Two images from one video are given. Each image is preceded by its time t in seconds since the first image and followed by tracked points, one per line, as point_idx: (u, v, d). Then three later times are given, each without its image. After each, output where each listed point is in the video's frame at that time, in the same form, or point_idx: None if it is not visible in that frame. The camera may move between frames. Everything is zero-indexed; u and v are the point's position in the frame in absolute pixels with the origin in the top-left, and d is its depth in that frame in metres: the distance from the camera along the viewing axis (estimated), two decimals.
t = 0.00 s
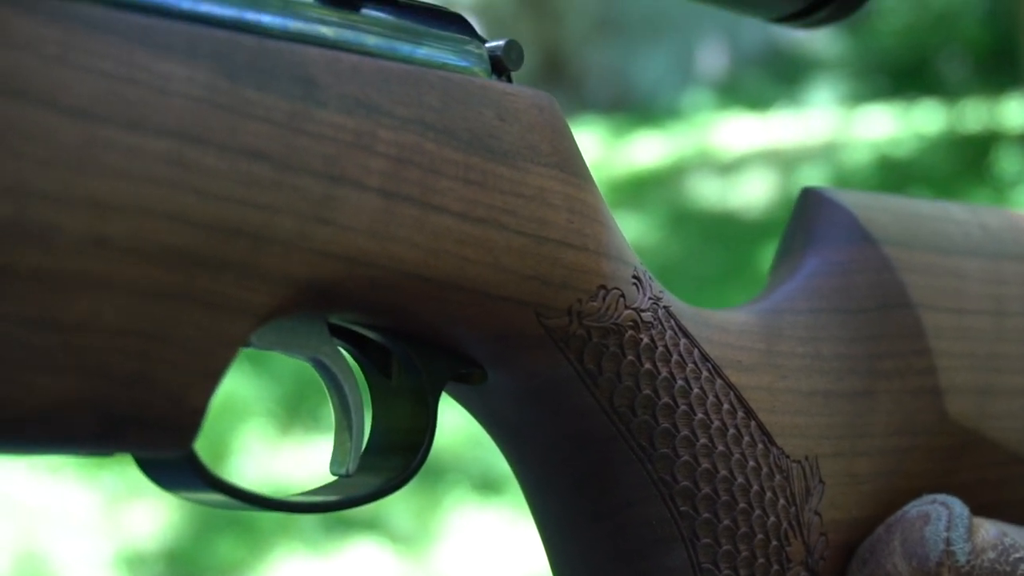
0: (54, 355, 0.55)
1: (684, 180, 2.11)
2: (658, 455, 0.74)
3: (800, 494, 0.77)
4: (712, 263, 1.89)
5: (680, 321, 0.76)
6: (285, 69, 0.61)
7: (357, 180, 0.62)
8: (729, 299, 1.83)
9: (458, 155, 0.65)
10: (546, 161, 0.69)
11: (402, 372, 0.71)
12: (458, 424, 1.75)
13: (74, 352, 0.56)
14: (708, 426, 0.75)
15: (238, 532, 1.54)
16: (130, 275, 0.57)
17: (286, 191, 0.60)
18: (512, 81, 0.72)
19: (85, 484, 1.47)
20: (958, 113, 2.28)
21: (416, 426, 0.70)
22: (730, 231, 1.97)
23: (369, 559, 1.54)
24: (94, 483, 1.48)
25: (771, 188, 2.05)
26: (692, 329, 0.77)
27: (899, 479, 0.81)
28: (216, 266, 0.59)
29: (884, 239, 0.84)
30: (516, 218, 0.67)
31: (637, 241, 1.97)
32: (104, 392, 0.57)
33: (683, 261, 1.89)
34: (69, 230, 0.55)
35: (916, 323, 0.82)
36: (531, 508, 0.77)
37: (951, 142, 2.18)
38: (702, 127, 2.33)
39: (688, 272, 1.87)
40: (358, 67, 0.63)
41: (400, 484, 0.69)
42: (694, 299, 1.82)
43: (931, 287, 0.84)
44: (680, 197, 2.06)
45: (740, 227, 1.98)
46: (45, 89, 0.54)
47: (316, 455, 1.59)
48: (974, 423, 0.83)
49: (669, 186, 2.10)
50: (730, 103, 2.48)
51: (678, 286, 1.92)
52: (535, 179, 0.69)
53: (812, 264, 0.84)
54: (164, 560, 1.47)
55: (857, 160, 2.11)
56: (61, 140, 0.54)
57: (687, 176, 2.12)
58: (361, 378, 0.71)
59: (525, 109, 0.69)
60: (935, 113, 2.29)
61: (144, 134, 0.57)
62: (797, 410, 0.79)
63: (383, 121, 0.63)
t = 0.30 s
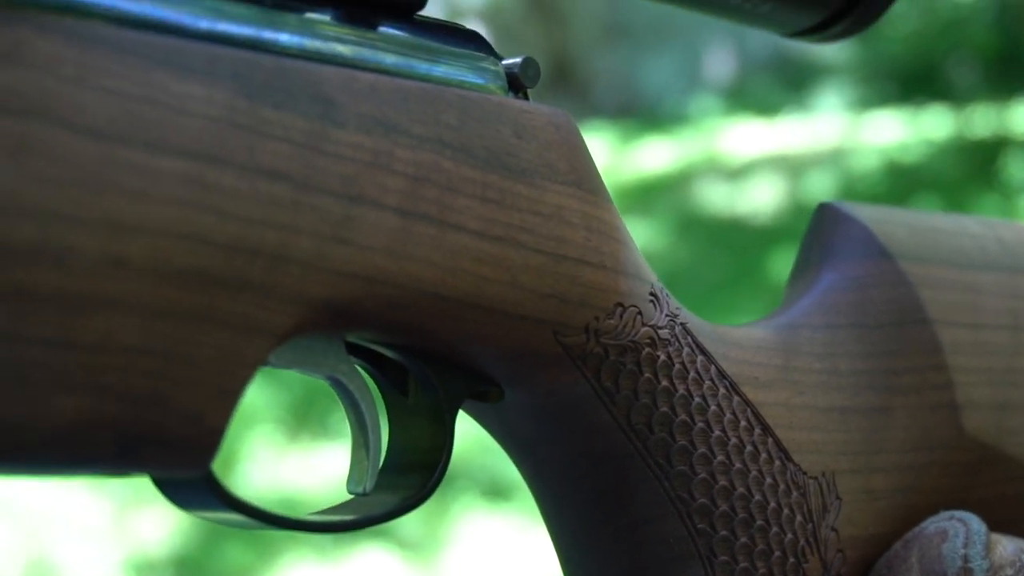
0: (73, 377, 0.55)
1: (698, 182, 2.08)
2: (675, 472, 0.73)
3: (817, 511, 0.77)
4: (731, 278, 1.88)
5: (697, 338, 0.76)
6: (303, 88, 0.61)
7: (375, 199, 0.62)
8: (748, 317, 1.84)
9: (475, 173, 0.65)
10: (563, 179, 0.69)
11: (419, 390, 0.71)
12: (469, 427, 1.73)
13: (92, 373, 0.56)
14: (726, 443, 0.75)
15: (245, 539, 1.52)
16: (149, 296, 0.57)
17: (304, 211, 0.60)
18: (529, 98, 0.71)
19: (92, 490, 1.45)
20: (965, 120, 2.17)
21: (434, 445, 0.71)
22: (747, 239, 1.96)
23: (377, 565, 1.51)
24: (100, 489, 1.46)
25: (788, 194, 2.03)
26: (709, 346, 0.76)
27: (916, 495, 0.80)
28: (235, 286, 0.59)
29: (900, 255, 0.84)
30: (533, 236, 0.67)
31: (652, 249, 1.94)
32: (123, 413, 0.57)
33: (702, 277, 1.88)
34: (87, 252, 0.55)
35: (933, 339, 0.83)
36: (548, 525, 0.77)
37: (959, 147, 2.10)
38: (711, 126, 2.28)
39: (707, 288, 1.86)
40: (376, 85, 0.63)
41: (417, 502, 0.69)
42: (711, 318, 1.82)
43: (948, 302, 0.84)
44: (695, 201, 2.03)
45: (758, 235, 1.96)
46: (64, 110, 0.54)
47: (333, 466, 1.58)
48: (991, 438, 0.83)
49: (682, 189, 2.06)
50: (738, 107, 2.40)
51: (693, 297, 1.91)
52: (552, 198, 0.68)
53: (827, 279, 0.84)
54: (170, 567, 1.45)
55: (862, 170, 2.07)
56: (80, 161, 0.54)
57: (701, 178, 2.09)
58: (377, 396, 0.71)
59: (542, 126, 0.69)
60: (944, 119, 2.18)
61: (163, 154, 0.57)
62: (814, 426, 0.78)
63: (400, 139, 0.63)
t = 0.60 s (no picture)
0: (90, 395, 0.55)
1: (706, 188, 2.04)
2: (691, 488, 0.73)
3: (832, 525, 0.77)
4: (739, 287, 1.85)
5: (712, 352, 0.76)
6: (320, 105, 0.61)
7: (391, 216, 0.62)
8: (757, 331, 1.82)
9: (491, 189, 0.65)
10: (579, 194, 0.69)
11: (434, 406, 0.71)
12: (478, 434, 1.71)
13: (109, 392, 0.56)
14: (741, 458, 0.75)
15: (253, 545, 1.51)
16: (167, 314, 0.57)
17: (321, 228, 0.60)
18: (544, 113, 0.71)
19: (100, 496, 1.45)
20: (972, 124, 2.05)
21: (449, 461, 0.71)
22: (757, 244, 1.92)
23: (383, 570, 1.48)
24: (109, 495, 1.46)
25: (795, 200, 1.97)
26: (725, 361, 0.76)
27: (931, 508, 0.80)
28: (252, 303, 0.59)
29: (914, 268, 0.84)
30: (549, 251, 0.67)
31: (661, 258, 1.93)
32: (139, 431, 0.57)
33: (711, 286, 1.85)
34: (104, 270, 0.55)
35: (949, 352, 0.82)
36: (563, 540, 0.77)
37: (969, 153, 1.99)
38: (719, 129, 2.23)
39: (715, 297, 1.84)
40: (392, 101, 0.63)
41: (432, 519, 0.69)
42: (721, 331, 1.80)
43: (963, 315, 0.84)
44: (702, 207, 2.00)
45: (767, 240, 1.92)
46: (81, 129, 0.54)
47: (341, 471, 1.57)
48: (1006, 452, 0.83)
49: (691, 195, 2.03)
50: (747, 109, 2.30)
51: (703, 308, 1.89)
52: (568, 213, 0.68)
53: (841, 292, 0.84)
54: (179, 573, 1.45)
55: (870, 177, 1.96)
56: (98, 179, 0.54)
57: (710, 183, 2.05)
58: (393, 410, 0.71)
59: (557, 141, 0.69)
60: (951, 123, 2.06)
61: (179, 172, 0.56)
62: (829, 439, 0.78)
63: (416, 155, 0.63)
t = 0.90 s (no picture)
0: (105, 408, 0.55)
1: (713, 193, 2.01)
2: (706, 499, 0.73)
3: (848, 536, 0.76)
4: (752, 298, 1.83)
5: (727, 363, 0.76)
6: (335, 117, 0.60)
7: (407, 228, 0.62)
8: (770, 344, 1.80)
9: (507, 202, 0.65)
10: (594, 206, 0.69)
11: (449, 417, 0.71)
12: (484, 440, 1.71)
13: (125, 406, 0.56)
14: (756, 470, 0.74)
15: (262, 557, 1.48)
16: (183, 327, 0.57)
17: (337, 241, 0.60)
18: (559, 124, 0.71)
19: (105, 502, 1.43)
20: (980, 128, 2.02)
21: (464, 473, 0.70)
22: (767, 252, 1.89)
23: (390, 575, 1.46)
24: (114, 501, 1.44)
25: (803, 205, 1.95)
26: (739, 372, 0.76)
27: (946, 519, 0.80)
28: (268, 316, 0.59)
29: (929, 278, 0.84)
30: (565, 263, 0.67)
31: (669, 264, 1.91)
32: (155, 445, 0.57)
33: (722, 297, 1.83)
34: (120, 283, 0.55)
35: (963, 362, 0.82)
36: (577, 551, 0.77)
37: (975, 158, 1.97)
38: (723, 133, 2.21)
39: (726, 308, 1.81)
40: (407, 113, 0.63)
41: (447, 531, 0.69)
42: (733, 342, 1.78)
43: (977, 325, 0.84)
44: (710, 213, 1.97)
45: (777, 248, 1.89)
46: (97, 142, 0.54)
47: (347, 476, 1.57)
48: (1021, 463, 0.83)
49: (698, 200, 2.01)
50: (751, 114, 2.28)
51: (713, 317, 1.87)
52: (583, 225, 0.68)
53: (856, 303, 0.84)
54: None
55: (876, 183, 1.95)
56: (114, 193, 0.54)
57: (717, 187, 2.02)
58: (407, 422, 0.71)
59: (573, 153, 0.69)
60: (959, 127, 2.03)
61: (195, 186, 0.56)
62: (844, 451, 0.78)
63: (432, 168, 0.63)
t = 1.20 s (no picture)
0: (123, 418, 0.56)
1: (722, 197, 1.97)
2: (720, 507, 0.73)
3: (862, 544, 0.76)
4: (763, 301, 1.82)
5: (741, 371, 0.76)
6: (351, 126, 0.60)
7: (423, 237, 0.62)
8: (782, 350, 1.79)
9: (523, 210, 0.65)
10: (609, 213, 0.69)
11: (464, 426, 0.71)
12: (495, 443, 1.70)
13: (142, 415, 0.56)
14: (771, 478, 0.74)
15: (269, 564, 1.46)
16: (200, 336, 0.57)
17: (353, 249, 0.60)
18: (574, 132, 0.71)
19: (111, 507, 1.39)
20: (987, 134, 1.98)
21: (479, 481, 0.70)
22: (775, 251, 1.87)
23: None
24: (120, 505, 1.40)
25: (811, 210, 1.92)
26: (754, 380, 0.76)
27: (960, 527, 0.80)
28: (285, 325, 0.59)
29: (943, 285, 0.84)
30: (580, 271, 0.67)
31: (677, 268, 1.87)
32: (172, 454, 0.57)
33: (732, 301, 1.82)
34: (138, 293, 0.55)
35: (978, 370, 0.82)
36: (591, 559, 0.77)
37: (981, 164, 1.94)
38: (730, 133, 2.14)
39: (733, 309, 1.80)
40: (423, 121, 0.63)
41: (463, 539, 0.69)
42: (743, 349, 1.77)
43: (991, 332, 0.83)
44: (718, 216, 1.94)
45: (786, 248, 1.87)
46: (115, 152, 0.54)
47: (355, 481, 1.56)
48: None
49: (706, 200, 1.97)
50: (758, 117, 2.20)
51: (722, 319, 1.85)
52: (598, 233, 0.68)
53: (870, 309, 0.84)
54: None
55: (884, 186, 1.92)
56: (132, 203, 0.54)
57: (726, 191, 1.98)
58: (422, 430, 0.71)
59: (588, 160, 0.69)
60: (966, 131, 1.98)
61: (213, 195, 0.56)
62: (859, 458, 0.78)
63: (448, 176, 0.63)
